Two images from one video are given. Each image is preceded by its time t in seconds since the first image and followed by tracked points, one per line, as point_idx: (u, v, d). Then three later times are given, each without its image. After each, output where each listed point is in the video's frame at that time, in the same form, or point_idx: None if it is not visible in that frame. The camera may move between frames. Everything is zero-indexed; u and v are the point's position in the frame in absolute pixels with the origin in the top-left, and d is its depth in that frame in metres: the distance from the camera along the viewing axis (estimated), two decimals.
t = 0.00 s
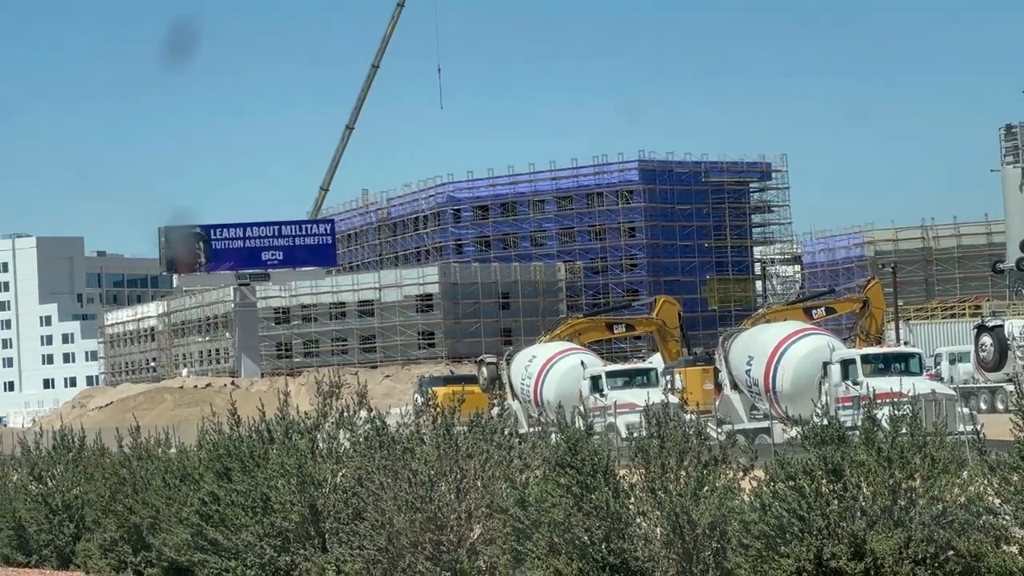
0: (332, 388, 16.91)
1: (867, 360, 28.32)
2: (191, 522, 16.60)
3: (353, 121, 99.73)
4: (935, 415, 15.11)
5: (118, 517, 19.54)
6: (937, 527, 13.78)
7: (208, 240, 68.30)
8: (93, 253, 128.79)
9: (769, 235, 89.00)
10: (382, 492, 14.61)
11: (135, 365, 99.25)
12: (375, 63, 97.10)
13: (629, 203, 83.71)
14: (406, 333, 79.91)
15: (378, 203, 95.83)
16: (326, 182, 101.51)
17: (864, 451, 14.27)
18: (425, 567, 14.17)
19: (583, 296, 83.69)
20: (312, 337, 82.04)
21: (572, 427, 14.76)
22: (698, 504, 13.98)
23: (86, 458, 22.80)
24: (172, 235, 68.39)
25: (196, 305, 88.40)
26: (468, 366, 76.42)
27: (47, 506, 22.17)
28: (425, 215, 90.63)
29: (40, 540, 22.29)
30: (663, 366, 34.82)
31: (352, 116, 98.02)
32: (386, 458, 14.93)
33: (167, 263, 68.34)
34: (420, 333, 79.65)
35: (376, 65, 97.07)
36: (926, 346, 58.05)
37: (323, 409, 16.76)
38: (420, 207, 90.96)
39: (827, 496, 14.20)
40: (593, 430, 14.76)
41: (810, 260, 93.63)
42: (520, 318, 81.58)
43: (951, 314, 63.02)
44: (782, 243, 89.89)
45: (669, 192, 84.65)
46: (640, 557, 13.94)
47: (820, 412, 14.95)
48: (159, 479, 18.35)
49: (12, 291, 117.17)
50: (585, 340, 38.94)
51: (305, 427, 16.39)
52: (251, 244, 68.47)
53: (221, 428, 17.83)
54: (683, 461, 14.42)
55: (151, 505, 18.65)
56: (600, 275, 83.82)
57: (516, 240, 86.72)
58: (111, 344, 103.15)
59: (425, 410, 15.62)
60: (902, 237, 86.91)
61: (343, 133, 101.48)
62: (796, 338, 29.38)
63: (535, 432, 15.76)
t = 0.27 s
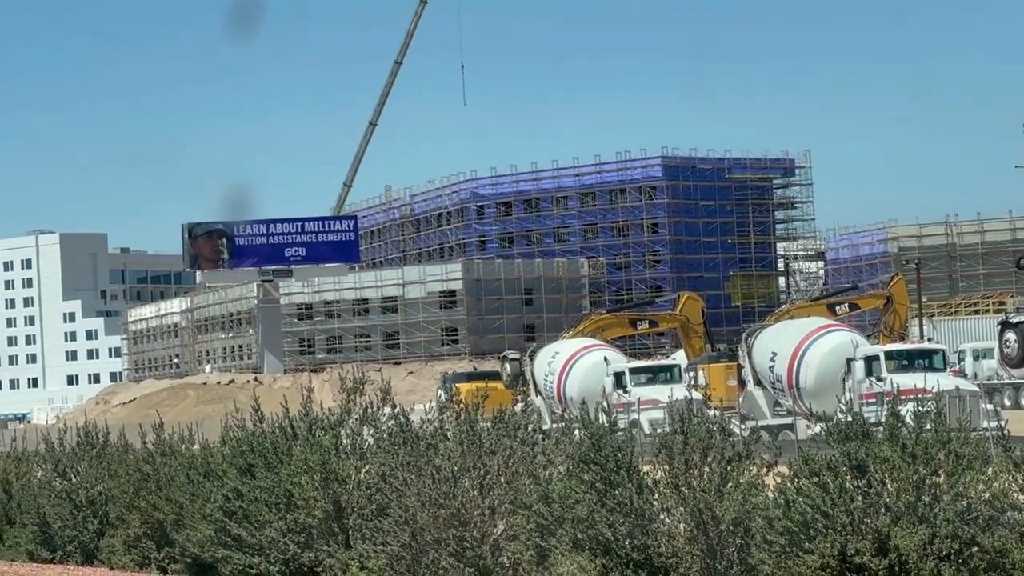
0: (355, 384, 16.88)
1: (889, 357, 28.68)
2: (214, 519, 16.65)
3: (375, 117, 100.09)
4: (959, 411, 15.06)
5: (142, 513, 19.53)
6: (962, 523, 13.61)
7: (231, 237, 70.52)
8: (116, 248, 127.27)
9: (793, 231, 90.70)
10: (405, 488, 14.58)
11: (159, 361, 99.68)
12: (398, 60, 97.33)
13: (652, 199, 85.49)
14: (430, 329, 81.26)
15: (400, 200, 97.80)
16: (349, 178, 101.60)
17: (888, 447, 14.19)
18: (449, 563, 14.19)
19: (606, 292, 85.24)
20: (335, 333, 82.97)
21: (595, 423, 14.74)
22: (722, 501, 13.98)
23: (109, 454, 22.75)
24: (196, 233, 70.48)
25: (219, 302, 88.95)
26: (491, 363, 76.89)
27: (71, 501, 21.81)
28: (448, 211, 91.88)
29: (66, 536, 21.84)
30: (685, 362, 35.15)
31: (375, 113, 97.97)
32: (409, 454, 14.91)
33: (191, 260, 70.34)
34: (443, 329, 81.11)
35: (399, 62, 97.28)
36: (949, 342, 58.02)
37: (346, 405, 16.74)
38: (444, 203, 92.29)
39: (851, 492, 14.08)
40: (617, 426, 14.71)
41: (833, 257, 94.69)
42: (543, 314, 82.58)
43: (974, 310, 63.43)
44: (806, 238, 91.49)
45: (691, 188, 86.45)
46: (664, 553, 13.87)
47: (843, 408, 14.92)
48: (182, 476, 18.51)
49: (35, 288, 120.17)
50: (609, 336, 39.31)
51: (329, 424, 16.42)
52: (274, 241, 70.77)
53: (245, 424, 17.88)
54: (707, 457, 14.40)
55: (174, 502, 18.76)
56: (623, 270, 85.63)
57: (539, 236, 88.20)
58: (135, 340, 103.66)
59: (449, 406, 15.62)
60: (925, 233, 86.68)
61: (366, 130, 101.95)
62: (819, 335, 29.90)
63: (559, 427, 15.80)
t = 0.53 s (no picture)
0: (378, 381, 17.15)
1: (913, 352, 28.22)
2: (236, 514, 16.66)
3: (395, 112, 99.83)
4: (980, 408, 14.98)
5: (165, 508, 19.46)
6: (985, 520, 13.41)
7: (253, 233, 70.98)
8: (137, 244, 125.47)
9: (814, 227, 90.24)
10: (427, 483, 14.62)
11: (181, 356, 99.83)
12: (419, 54, 96.93)
13: (673, 195, 84.39)
14: (452, 325, 81.56)
15: (422, 195, 97.72)
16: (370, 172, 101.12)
17: (910, 443, 13.99)
18: (471, 559, 14.18)
19: (627, 287, 84.59)
20: (357, 329, 83.37)
21: (617, 419, 14.70)
22: (744, 497, 14.03)
23: (132, 450, 23.03)
24: (218, 228, 70.88)
25: (241, 297, 89.15)
26: (514, 357, 76.73)
27: (94, 498, 22.18)
28: (469, 207, 92.27)
29: (87, 531, 22.22)
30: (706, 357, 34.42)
31: (397, 108, 97.33)
32: (432, 450, 15.02)
33: (213, 255, 70.90)
34: (465, 325, 81.53)
35: (421, 56, 96.86)
36: (972, 338, 58.06)
37: (369, 402, 16.94)
38: (465, 199, 92.33)
39: (874, 488, 13.85)
40: (639, 422, 14.67)
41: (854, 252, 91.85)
42: (564, 309, 82.24)
43: (996, 305, 62.98)
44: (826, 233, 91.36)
45: (712, 183, 85.38)
46: (685, 549, 13.88)
47: (864, 404, 14.81)
48: (204, 471, 18.56)
49: (58, 282, 117.17)
50: (630, 332, 38.40)
51: (351, 420, 16.64)
52: (296, 236, 71.12)
53: (268, 420, 17.89)
54: (729, 453, 14.42)
55: (197, 497, 18.53)
56: (644, 266, 84.86)
57: (561, 232, 87.70)
58: (157, 336, 103.57)
59: (471, 402, 15.66)
60: (947, 228, 85.49)
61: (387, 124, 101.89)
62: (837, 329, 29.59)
63: (580, 423, 15.77)
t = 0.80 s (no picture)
0: (398, 376, 17.22)
1: (933, 347, 27.95)
2: (257, 510, 16.77)
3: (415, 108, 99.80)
4: (1002, 403, 14.88)
5: (185, 504, 19.39)
6: (1006, 516, 13.21)
7: (274, 228, 70.45)
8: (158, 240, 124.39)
9: (835, 222, 90.20)
10: (449, 479, 14.73)
11: (202, 352, 99.83)
12: (440, 50, 96.83)
13: (694, 189, 84.24)
14: (472, 321, 80.47)
15: (442, 190, 97.39)
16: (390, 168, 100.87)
17: (932, 439, 13.81)
18: (492, 554, 14.20)
19: (648, 283, 84.34)
20: (377, 325, 82.32)
21: (638, 414, 14.65)
22: (766, 492, 14.01)
23: (154, 445, 22.70)
24: (238, 223, 70.09)
25: (261, 293, 88.97)
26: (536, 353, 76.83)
27: (115, 493, 22.02)
28: (490, 202, 91.97)
29: (108, 528, 22.05)
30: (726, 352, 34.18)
31: (417, 104, 97.01)
32: (453, 446, 15.07)
33: (234, 251, 70.10)
34: (486, 320, 80.44)
35: (442, 51, 96.76)
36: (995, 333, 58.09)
37: (389, 396, 16.99)
38: (484, 193, 92.18)
39: (895, 484, 13.72)
40: (660, 418, 14.57)
41: (875, 247, 93.37)
42: (585, 305, 82.15)
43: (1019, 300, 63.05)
44: (847, 229, 91.15)
45: (734, 178, 84.99)
46: (706, 545, 13.74)
47: (885, 399, 14.63)
48: (225, 468, 18.52)
49: (77, 278, 115.45)
50: (650, 328, 38.51)
51: (371, 415, 16.59)
52: (316, 231, 70.66)
53: (288, 416, 17.98)
54: (750, 448, 14.45)
55: (218, 493, 18.76)
56: (666, 261, 84.60)
57: (581, 227, 87.79)
58: (177, 332, 103.72)
59: (492, 398, 15.66)
60: (969, 223, 85.96)
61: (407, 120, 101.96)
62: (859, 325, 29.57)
63: (600, 418, 15.60)
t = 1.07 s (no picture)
0: (420, 373, 17.45)
1: (955, 344, 28.14)
2: (277, 506, 16.96)
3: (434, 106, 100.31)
4: None
5: (206, 501, 19.27)
6: None
7: (294, 225, 70.18)
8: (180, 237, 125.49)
9: (856, 219, 90.25)
10: (469, 475, 14.70)
11: (223, 350, 100.08)
12: (459, 47, 97.20)
13: (715, 186, 84.84)
14: (493, 317, 81.32)
15: (463, 187, 98.64)
16: (410, 165, 101.32)
17: (954, 436, 13.87)
18: (513, 550, 14.24)
19: (668, 279, 84.98)
20: (398, 321, 83.07)
21: (659, 411, 14.73)
22: (786, 489, 14.04)
23: (174, 442, 22.85)
24: (259, 220, 69.85)
25: (282, 289, 89.56)
26: (558, 349, 77.19)
27: (136, 489, 21.64)
28: (510, 198, 92.57)
29: (129, 524, 21.49)
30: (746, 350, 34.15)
31: (437, 102, 97.39)
32: (473, 442, 15.07)
33: (255, 248, 69.74)
34: (506, 317, 81.21)
35: (460, 48, 97.11)
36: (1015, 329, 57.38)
37: (411, 395, 17.26)
38: (505, 190, 92.92)
39: (916, 481, 13.57)
40: (681, 414, 14.68)
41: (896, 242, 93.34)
42: (605, 301, 82.77)
43: None
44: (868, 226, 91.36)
45: (754, 175, 85.73)
46: (727, 540, 13.69)
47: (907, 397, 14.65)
48: (246, 464, 18.48)
49: (99, 275, 117.00)
50: (670, 324, 38.21)
51: (393, 412, 16.83)
52: (337, 228, 70.44)
53: (309, 412, 18.44)
54: (771, 445, 14.49)
55: (238, 490, 18.69)
56: (686, 258, 85.32)
57: (602, 224, 88.72)
58: (198, 328, 104.24)
59: (513, 394, 15.68)
60: (990, 220, 85.99)
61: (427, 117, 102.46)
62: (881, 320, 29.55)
63: (622, 416, 15.68)
